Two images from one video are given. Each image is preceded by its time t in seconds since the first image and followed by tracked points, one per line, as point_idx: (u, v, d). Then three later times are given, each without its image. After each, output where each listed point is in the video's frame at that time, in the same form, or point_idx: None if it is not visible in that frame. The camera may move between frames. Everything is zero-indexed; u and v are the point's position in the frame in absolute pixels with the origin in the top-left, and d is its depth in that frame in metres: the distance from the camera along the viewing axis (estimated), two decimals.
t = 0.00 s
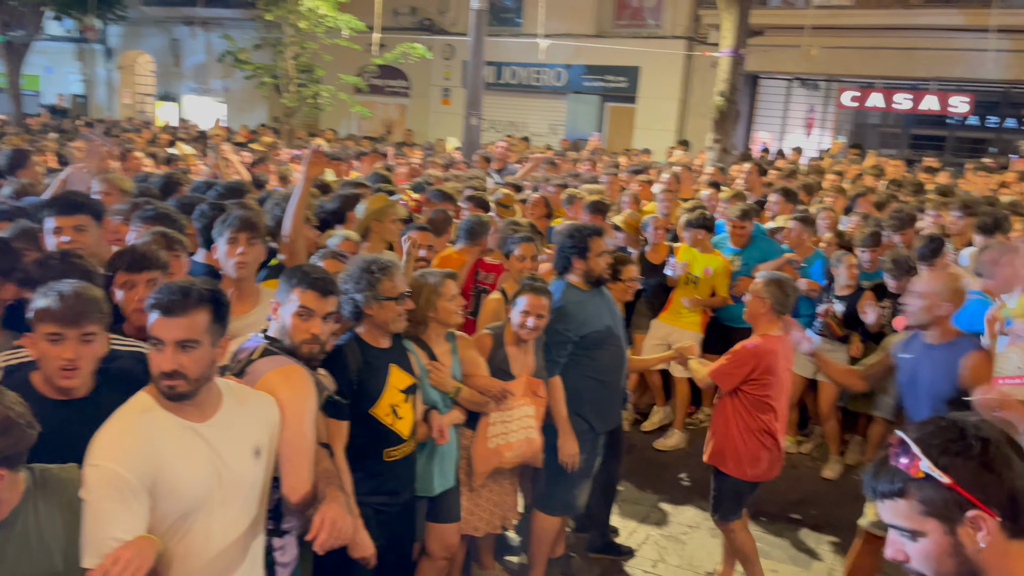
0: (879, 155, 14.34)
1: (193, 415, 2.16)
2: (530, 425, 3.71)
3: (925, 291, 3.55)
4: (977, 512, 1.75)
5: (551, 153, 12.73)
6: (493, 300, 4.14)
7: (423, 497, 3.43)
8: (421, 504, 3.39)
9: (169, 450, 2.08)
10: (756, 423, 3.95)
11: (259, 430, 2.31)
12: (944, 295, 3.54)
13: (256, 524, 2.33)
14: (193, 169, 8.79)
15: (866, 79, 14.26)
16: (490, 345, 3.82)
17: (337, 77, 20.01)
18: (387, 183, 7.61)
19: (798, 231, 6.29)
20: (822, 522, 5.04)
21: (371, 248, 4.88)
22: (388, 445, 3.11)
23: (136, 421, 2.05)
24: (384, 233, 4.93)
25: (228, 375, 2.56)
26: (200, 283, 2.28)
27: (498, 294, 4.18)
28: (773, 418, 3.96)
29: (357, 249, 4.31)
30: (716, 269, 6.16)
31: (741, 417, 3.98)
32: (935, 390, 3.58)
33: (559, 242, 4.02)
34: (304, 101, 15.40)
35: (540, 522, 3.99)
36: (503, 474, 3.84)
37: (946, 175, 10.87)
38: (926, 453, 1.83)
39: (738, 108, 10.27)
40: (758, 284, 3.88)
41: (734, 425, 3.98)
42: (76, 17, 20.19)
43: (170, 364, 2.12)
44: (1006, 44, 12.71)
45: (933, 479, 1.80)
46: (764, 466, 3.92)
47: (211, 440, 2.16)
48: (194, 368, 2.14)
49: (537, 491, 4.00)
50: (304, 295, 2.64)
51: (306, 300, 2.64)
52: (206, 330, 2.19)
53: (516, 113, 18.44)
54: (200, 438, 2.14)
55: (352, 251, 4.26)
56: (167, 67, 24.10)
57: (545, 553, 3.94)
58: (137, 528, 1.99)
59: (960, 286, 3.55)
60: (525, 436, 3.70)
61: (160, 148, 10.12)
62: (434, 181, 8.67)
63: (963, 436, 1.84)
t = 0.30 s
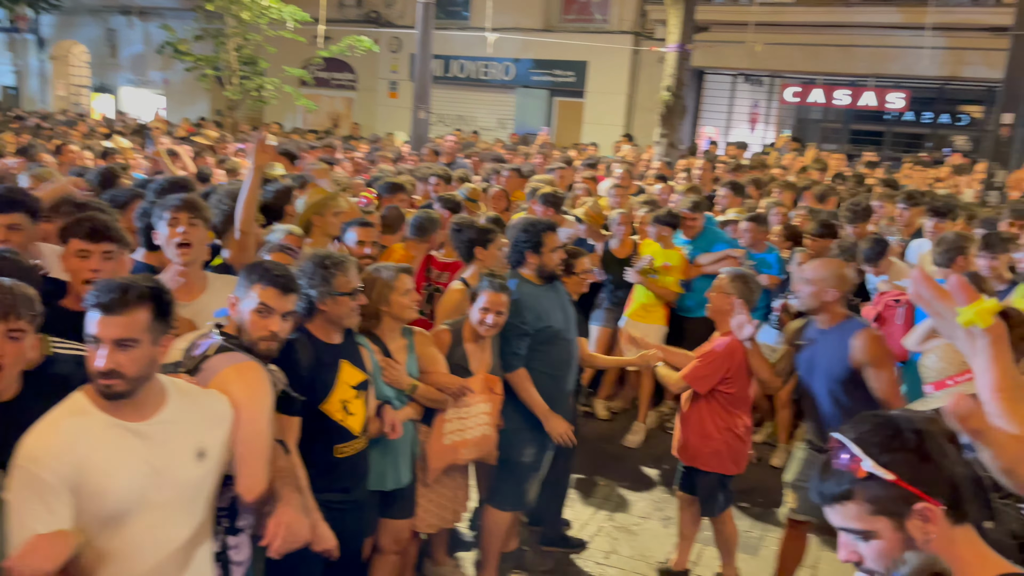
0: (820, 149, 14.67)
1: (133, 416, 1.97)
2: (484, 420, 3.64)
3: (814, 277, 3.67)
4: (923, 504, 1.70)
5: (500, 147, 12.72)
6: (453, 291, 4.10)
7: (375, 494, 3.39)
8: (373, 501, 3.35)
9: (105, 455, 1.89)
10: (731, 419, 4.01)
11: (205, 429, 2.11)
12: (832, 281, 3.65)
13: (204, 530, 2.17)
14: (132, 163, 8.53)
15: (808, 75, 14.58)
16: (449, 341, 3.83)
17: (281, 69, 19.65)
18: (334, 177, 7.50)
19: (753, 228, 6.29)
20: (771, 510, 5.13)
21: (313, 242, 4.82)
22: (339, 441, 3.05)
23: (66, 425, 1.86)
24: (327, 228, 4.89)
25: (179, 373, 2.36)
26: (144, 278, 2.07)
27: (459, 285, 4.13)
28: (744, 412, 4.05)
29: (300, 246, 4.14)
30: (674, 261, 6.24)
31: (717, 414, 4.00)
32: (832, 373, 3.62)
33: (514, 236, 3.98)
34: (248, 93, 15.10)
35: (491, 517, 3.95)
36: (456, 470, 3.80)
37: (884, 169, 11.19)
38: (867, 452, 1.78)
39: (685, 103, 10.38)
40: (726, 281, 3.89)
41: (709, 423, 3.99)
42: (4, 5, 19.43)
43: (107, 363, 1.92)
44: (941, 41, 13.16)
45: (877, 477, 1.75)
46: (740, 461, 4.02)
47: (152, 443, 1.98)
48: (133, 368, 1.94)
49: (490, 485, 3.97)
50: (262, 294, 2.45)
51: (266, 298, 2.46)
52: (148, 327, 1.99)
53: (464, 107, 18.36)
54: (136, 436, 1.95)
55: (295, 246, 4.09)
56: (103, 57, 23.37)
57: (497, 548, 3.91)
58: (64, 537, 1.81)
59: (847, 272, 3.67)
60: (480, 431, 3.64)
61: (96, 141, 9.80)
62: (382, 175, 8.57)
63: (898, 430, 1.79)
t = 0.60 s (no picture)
0: (782, 150, 14.85)
1: (75, 420, 1.87)
2: (457, 417, 3.69)
3: (765, 273, 3.78)
4: (892, 501, 1.74)
5: (466, 147, 12.69)
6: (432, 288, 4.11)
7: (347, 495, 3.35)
8: (344, 503, 3.31)
9: (42, 463, 1.80)
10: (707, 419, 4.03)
11: (149, 435, 2.01)
12: (784, 277, 3.74)
13: (151, 541, 2.06)
14: (91, 164, 8.36)
15: (770, 75, 14.76)
16: (419, 339, 3.77)
17: (244, 68, 19.41)
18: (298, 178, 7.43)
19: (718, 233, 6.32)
20: (738, 505, 5.19)
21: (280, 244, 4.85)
22: (308, 444, 3.02)
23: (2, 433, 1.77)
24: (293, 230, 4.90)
25: (129, 380, 2.23)
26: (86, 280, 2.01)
27: (436, 285, 4.13)
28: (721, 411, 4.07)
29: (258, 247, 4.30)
30: (636, 253, 6.40)
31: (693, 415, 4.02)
32: (784, 365, 3.73)
33: (489, 238, 3.98)
34: (210, 92, 14.87)
35: (460, 516, 3.94)
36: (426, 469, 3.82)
37: (844, 168, 11.37)
38: (835, 456, 1.79)
39: (650, 103, 10.44)
40: (702, 279, 3.93)
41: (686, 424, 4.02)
42: None
43: (46, 363, 1.84)
44: (899, 42, 13.44)
45: (847, 480, 1.76)
46: (717, 459, 4.04)
47: (94, 450, 1.88)
48: (75, 368, 1.86)
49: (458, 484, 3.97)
50: (223, 300, 2.37)
51: (225, 305, 2.37)
52: (90, 329, 1.92)
53: (429, 106, 18.28)
54: (78, 441, 1.86)
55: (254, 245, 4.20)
56: (59, 56, 22.90)
57: (468, 547, 3.90)
58: None
59: (802, 271, 3.75)
60: (454, 429, 3.68)
61: (53, 141, 9.59)
62: (348, 175, 8.50)
63: (862, 432, 1.83)
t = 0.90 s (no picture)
0: (745, 150, 15.05)
1: (23, 435, 1.89)
2: (424, 416, 3.71)
3: (719, 274, 3.82)
4: (844, 493, 1.82)
5: (434, 148, 12.67)
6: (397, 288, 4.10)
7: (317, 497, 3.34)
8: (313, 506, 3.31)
9: None
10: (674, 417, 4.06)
11: (100, 446, 2.05)
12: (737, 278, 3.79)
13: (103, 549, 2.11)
14: (50, 167, 8.21)
15: (733, 76, 14.95)
16: (383, 340, 3.76)
17: (206, 69, 19.17)
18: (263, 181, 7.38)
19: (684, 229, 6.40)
20: (703, 501, 5.26)
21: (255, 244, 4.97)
22: (277, 448, 3.03)
23: None
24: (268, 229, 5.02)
25: (80, 389, 2.25)
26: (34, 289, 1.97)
27: (399, 288, 4.12)
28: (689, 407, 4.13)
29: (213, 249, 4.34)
30: (603, 252, 6.45)
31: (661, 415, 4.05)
32: (743, 363, 3.79)
33: (459, 241, 4.00)
34: (171, 93, 14.66)
35: (429, 517, 3.95)
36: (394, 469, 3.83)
37: (806, 169, 11.55)
38: (798, 443, 1.89)
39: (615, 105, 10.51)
40: (675, 284, 3.90)
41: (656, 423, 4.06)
42: None
43: None
44: (858, 45, 13.73)
45: (805, 467, 1.85)
46: (686, 454, 4.14)
47: (43, 463, 1.91)
48: (25, 382, 1.85)
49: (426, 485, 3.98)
50: (174, 312, 2.32)
51: (175, 317, 2.32)
52: (39, 341, 1.90)
53: (395, 107, 18.22)
54: (28, 455, 1.88)
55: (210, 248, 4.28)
56: (15, 56, 22.42)
57: (437, 547, 3.91)
58: None
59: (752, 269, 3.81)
60: (423, 428, 3.72)
61: (11, 143, 9.40)
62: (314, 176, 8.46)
63: (828, 424, 1.91)
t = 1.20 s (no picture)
0: (710, 152, 15.18)
1: None
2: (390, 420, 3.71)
3: (669, 277, 3.85)
4: (797, 469, 1.94)
5: (401, 150, 12.64)
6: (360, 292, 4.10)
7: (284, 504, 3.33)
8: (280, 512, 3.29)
9: None
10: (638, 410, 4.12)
11: (51, 458, 2.01)
12: (687, 279, 3.83)
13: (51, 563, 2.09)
14: (10, 170, 8.08)
15: (698, 78, 15.11)
16: (348, 344, 3.76)
17: (169, 70, 18.94)
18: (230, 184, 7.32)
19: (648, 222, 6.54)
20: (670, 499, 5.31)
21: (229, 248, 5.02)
22: (241, 453, 3.00)
23: None
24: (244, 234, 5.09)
25: (32, 397, 2.22)
26: None
27: (363, 292, 4.12)
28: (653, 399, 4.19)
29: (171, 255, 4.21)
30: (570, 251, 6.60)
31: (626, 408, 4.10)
32: (700, 361, 3.82)
33: (432, 247, 4.00)
34: (133, 95, 14.46)
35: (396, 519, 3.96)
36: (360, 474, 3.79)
37: (769, 170, 11.70)
38: (760, 419, 2.04)
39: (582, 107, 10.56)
40: (630, 281, 4.02)
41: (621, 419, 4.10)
42: None
43: None
44: (819, 48, 13.98)
45: (763, 441, 2.00)
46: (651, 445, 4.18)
47: None
48: None
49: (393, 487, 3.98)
50: (130, 322, 2.30)
51: (132, 326, 2.30)
52: None
53: (362, 109, 18.13)
54: None
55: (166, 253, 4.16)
56: None
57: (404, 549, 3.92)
58: None
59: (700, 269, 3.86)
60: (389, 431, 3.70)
61: None
62: (281, 179, 8.42)
63: (791, 406, 2.05)
